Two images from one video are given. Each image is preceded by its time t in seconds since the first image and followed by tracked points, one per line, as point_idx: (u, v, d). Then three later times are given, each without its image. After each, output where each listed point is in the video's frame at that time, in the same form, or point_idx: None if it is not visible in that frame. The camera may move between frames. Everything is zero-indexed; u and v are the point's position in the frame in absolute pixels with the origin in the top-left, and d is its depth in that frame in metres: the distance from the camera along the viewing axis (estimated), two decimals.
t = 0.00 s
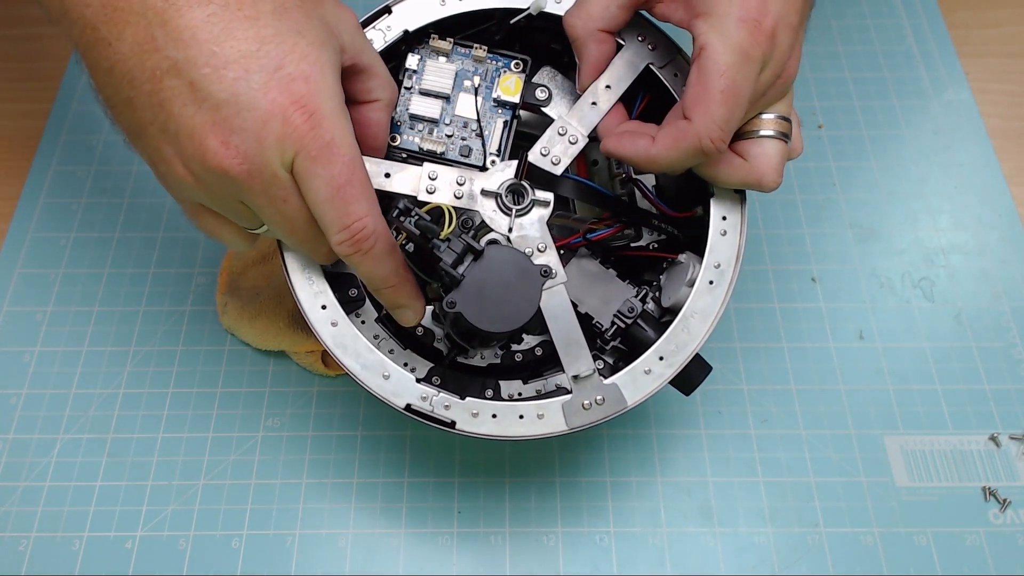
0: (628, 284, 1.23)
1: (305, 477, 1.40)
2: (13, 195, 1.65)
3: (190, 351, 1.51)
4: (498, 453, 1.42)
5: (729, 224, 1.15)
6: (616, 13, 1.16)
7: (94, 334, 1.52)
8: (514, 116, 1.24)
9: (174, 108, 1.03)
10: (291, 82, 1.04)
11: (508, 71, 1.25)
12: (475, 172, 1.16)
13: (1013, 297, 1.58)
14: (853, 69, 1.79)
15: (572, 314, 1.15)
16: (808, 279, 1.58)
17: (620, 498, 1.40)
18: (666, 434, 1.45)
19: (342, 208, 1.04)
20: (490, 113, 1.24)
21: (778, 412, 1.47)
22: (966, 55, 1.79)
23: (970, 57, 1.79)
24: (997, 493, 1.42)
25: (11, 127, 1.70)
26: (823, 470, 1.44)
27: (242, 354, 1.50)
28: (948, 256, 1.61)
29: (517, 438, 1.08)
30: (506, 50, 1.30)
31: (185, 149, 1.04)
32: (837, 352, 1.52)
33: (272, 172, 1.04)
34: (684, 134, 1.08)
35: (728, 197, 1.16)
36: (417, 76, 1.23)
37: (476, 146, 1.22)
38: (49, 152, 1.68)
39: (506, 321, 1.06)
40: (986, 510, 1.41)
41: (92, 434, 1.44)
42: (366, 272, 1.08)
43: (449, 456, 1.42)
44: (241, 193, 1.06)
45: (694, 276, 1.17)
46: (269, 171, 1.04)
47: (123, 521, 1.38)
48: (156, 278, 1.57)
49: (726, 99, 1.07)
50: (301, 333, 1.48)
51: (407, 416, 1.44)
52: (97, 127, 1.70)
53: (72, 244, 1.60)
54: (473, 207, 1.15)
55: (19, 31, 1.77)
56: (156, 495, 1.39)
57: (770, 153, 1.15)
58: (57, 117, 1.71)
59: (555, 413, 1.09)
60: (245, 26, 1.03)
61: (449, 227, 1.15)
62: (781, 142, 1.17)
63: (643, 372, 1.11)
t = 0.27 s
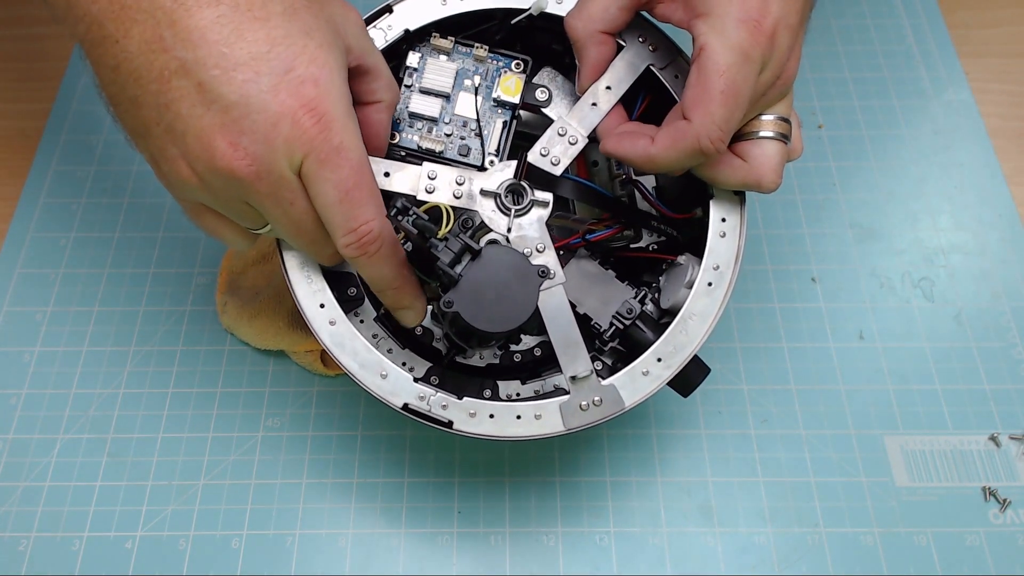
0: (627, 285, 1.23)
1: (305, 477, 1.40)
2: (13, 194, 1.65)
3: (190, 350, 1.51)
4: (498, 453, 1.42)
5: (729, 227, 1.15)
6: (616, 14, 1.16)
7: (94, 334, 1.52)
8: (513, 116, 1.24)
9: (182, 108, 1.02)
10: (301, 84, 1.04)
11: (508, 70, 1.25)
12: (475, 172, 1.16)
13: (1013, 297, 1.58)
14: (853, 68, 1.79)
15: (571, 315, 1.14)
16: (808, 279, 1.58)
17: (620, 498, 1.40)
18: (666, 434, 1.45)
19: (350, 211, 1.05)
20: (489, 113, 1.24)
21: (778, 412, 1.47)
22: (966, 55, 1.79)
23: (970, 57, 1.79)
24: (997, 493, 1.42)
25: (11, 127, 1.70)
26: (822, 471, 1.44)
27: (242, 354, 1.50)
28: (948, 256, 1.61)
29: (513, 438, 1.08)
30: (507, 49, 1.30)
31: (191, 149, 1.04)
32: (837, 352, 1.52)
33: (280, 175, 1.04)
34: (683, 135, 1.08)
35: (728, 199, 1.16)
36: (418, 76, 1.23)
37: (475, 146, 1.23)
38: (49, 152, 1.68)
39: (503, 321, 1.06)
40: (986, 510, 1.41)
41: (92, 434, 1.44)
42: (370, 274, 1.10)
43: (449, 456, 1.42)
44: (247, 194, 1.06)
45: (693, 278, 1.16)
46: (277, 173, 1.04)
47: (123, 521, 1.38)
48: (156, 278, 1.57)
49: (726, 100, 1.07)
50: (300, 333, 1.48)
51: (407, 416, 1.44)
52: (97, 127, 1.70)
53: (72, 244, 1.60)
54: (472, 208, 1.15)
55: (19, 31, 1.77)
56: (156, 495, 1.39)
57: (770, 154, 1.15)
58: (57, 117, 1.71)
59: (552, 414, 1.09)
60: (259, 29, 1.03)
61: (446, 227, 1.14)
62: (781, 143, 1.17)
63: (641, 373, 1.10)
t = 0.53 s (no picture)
0: (622, 284, 1.23)
1: (305, 477, 1.40)
2: (13, 195, 1.65)
3: (190, 350, 1.51)
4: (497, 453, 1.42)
5: (724, 225, 1.15)
6: (611, 13, 1.16)
7: (94, 334, 1.53)
8: (510, 117, 1.24)
9: (203, 106, 1.04)
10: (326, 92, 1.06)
11: (504, 71, 1.25)
12: (471, 170, 1.16)
13: (1013, 298, 1.58)
14: (853, 68, 1.79)
15: (566, 312, 1.14)
16: (808, 279, 1.58)
17: (619, 498, 1.40)
18: (665, 434, 1.45)
19: (363, 218, 1.06)
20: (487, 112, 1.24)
21: (778, 412, 1.47)
22: (966, 54, 1.79)
23: (970, 57, 1.79)
24: (997, 493, 1.42)
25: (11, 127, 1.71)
26: (823, 471, 1.44)
27: (242, 354, 1.50)
28: (948, 256, 1.61)
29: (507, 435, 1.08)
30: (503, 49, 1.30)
31: (208, 147, 1.05)
32: (837, 352, 1.52)
33: (296, 176, 1.05)
34: (675, 131, 1.08)
35: (723, 197, 1.16)
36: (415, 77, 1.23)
37: (472, 147, 1.22)
38: (50, 152, 1.69)
39: (499, 316, 1.06)
40: (986, 510, 1.41)
41: (92, 434, 1.44)
42: (373, 283, 1.10)
43: (448, 456, 1.42)
44: (261, 193, 1.07)
45: (688, 276, 1.17)
46: (294, 176, 1.05)
47: (123, 521, 1.38)
48: (156, 278, 1.57)
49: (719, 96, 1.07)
50: (295, 332, 1.48)
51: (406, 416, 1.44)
52: (97, 127, 1.71)
53: (72, 244, 1.60)
54: (468, 206, 1.15)
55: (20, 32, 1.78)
56: (156, 495, 1.40)
57: (764, 152, 1.15)
58: (57, 117, 1.72)
59: (547, 411, 1.09)
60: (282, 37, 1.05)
61: (440, 221, 1.11)
62: (776, 141, 1.16)
63: (636, 371, 1.11)
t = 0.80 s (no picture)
0: (622, 283, 1.23)
1: (305, 476, 1.40)
2: (13, 194, 1.65)
3: (190, 350, 1.51)
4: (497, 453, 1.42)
5: (724, 224, 1.15)
6: (609, 13, 1.16)
7: (94, 333, 1.53)
8: (510, 115, 1.23)
9: (213, 102, 1.03)
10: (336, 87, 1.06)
11: (505, 70, 1.25)
12: (471, 168, 1.16)
13: (1013, 298, 1.58)
14: (853, 68, 1.79)
15: (566, 310, 1.14)
16: (808, 279, 1.58)
17: (620, 498, 1.40)
18: (666, 434, 1.45)
19: (368, 216, 1.06)
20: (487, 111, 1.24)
21: (778, 412, 1.47)
22: (966, 55, 1.79)
23: (970, 57, 1.79)
24: (997, 493, 1.42)
25: (11, 127, 1.71)
26: (823, 471, 1.44)
27: (242, 354, 1.50)
28: (948, 256, 1.61)
29: (508, 434, 1.08)
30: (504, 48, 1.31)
31: (217, 143, 1.05)
32: (837, 352, 1.52)
33: (306, 174, 1.05)
34: (676, 130, 1.08)
35: (723, 196, 1.16)
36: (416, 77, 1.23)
37: (473, 146, 1.22)
38: (50, 152, 1.69)
39: (499, 314, 1.06)
40: (986, 511, 1.41)
41: (92, 434, 1.44)
42: (374, 282, 1.10)
43: (448, 456, 1.42)
44: (269, 191, 1.07)
45: (688, 274, 1.17)
46: (302, 174, 1.05)
47: (123, 521, 1.38)
48: (156, 278, 1.57)
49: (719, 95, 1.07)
50: (295, 332, 1.48)
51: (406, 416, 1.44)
52: (98, 127, 1.71)
53: (72, 244, 1.61)
54: (468, 204, 1.15)
55: (20, 32, 1.78)
56: (156, 495, 1.40)
57: (764, 150, 1.15)
58: (58, 117, 1.72)
59: (548, 409, 1.09)
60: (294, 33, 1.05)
61: (441, 217, 1.11)
62: (776, 140, 1.16)
63: (636, 370, 1.11)
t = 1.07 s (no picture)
0: (623, 287, 1.23)
1: (305, 477, 1.40)
2: (13, 194, 1.65)
3: (190, 350, 1.51)
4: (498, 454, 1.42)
5: (726, 228, 1.15)
6: (608, 17, 1.15)
7: (94, 333, 1.53)
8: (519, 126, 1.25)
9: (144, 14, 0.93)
10: (337, 51, 1.10)
11: (503, 81, 1.25)
12: (472, 174, 1.17)
13: (1013, 298, 1.58)
14: (853, 69, 1.79)
15: (568, 317, 1.15)
16: (809, 279, 1.58)
17: (620, 498, 1.40)
18: (666, 434, 1.45)
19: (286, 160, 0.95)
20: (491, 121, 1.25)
21: (778, 412, 1.47)
22: (966, 55, 1.79)
23: (970, 57, 1.78)
24: (997, 493, 1.42)
25: (11, 127, 1.71)
26: (823, 471, 1.43)
27: (242, 354, 1.50)
28: (948, 256, 1.61)
29: (512, 441, 1.08)
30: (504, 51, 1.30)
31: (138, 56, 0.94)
32: (837, 352, 1.52)
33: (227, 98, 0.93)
34: (681, 139, 1.08)
35: (725, 201, 1.16)
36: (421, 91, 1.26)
37: (489, 162, 1.23)
38: (50, 152, 1.69)
39: (504, 323, 1.08)
40: (986, 510, 1.41)
41: (92, 434, 1.44)
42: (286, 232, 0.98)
43: (449, 457, 1.42)
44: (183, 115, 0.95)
45: (690, 279, 1.17)
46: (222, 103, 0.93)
47: (123, 521, 1.38)
48: (156, 278, 1.57)
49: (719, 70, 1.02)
50: (295, 332, 1.48)
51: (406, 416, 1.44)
52: (98, 128, 1.71)
53: (72, 244, 1.60)
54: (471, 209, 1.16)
55: (21, 32, 1.79)
56: (156, 495, 1.39)
57: (767, 155, 1.15)
58: (57, 117, 1.72)
59: (551, 415, 1.09)
60: (308, 1, 1.11)
61: (445, 228, 1.15)
62: (779, 145, 1.17)
63: (639, 376, 1.11)
